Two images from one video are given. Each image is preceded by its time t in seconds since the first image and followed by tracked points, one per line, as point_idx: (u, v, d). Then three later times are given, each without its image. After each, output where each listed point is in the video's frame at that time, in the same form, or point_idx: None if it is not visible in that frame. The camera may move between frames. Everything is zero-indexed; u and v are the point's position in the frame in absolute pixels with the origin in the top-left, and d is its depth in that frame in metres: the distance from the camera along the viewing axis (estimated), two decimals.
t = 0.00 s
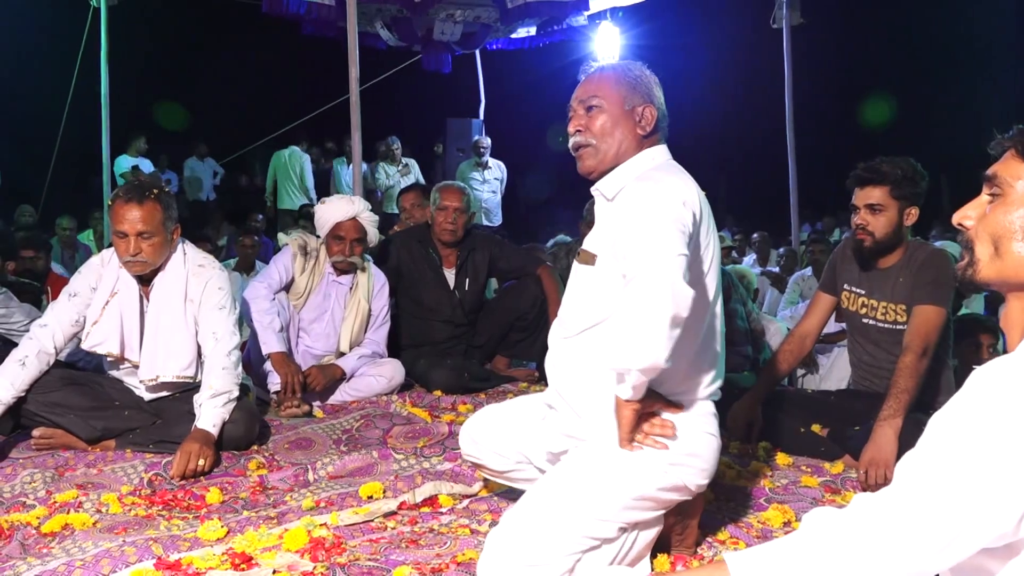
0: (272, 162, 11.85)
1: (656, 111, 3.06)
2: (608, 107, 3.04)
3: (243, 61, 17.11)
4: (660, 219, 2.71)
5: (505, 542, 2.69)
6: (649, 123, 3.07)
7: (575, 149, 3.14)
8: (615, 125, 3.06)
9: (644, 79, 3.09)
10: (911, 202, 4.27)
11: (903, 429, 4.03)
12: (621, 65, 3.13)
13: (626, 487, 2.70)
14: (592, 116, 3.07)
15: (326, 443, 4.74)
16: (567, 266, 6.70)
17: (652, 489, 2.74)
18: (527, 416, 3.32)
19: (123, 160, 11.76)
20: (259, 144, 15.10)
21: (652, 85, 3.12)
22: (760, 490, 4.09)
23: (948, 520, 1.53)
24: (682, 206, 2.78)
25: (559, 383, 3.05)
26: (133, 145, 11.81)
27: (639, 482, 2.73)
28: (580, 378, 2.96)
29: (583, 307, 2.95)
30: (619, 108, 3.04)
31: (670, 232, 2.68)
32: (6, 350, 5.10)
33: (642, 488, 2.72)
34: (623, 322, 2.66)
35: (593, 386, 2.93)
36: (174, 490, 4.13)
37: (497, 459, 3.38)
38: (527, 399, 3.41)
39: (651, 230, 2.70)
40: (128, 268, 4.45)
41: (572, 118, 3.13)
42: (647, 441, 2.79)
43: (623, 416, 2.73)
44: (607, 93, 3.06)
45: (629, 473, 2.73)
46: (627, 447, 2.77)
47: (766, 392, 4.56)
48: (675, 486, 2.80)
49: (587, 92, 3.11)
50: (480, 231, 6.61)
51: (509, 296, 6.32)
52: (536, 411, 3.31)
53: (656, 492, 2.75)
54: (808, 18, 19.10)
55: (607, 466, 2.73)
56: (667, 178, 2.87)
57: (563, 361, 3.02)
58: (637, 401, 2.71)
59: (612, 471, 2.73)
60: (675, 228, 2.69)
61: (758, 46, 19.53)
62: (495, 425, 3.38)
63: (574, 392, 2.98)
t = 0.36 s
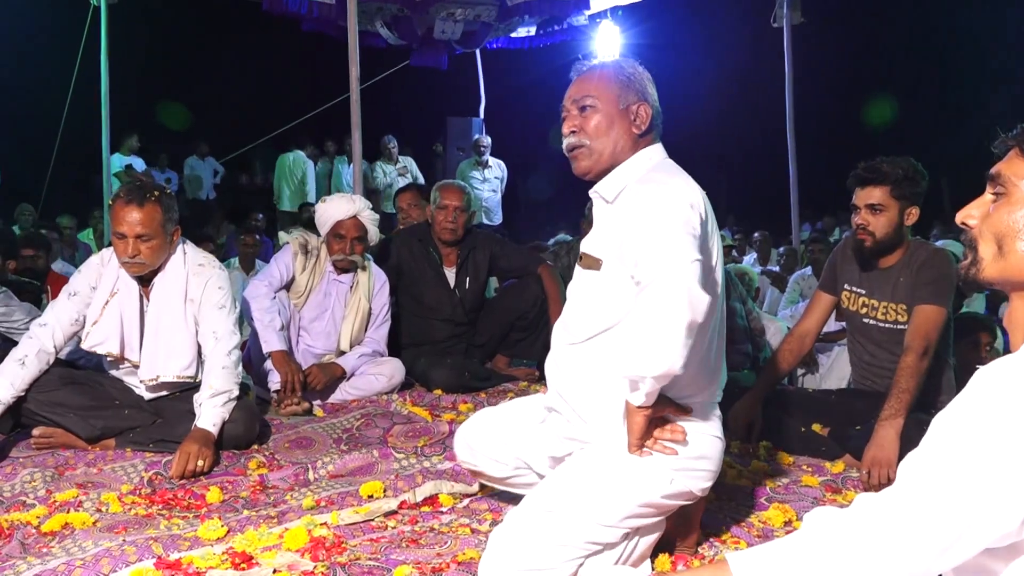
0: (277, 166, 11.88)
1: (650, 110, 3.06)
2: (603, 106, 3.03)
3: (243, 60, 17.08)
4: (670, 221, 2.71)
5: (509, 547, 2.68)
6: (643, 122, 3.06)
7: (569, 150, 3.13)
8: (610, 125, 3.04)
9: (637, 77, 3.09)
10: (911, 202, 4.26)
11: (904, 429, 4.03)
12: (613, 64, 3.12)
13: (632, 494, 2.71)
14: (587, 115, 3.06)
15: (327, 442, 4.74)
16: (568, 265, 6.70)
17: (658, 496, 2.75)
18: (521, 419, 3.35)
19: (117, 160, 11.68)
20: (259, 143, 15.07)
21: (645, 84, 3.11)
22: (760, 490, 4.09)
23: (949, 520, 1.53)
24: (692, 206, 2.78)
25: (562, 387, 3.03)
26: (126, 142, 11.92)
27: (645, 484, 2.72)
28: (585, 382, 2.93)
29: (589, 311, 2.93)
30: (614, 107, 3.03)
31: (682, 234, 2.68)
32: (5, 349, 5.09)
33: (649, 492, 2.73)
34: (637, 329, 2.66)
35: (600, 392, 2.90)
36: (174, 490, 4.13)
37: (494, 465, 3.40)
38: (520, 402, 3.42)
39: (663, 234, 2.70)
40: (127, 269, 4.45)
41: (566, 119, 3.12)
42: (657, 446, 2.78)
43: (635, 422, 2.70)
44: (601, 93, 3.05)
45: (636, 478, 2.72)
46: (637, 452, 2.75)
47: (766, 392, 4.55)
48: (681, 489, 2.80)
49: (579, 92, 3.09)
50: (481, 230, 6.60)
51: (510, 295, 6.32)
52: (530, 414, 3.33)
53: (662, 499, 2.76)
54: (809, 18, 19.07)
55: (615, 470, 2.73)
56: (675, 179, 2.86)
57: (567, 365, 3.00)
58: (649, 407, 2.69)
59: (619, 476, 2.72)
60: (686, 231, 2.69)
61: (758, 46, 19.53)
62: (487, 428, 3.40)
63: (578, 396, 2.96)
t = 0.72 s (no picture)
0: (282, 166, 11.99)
1: (629, 124, 2.84)
2: (582, 129, 2.78)
3: (241, 58, 17.07)
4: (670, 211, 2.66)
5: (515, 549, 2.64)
6: (624, 138, 2.84)
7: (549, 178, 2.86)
8: (592, 147, 2.80)
9: (609, 88, 2.85)
10: (909, 201, 4.26)
11: (905, 427, 4.03)
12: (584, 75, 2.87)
13: (645, 504, 2.70)
14: (564, 141, 2.79)
15: (325, 441, 4.73)
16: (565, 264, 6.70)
17: (670, 504, 2.74)
18: (506, 439, 3.21)
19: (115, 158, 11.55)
20: (257, 142, 15.05)
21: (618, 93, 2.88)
22: (759, 488, 4.09)
23: (948, 518, 1.53)
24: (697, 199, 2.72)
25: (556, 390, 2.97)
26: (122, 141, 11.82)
27: (661, 493, 2.72)
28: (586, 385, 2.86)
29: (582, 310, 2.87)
30: (595, 128, 2.79)
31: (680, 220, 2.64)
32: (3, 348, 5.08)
33: (662, 503, 2.72)
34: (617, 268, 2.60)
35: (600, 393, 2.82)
36: (173, 489, 4.12)
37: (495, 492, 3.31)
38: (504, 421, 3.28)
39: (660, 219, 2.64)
40: (124, 269, 4.43)
41: (540, 144, 2.83)
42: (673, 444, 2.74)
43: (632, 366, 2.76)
44: (579, 115, 2.78)
45: (649, 479, 2.71)
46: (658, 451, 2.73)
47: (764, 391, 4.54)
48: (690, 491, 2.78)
49: (552, 111, 2.81)
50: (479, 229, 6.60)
51: (507, 294, 6.31)
52: (516, 433, 3.18)
53: (673, 507, 2.76)
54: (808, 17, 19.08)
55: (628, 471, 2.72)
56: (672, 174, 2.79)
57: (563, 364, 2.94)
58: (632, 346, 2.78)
59: (637, 476, 2.71)
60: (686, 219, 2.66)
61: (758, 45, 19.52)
62: (471, 457, 3.30)
63: (577, 398, 2.88)
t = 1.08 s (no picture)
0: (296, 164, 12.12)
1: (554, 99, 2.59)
2: (501, 100, 2.52)
3: (243, 56, 17.08)
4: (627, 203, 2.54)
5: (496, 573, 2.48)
6: (547, 114, 2.60)
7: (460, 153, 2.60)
8: (512, 120, 2.54)
9: (534, 55, 2.60)
10: (913, 201, 4.26)
11: (909, 428, 4.03)
12: (507, 39, 2.59)
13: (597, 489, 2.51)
14: (479, 113, 2.53)
15: (327, 439, 4.73)
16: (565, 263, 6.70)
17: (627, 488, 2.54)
18: (450, 476, 2.83)
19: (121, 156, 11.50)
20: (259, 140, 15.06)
21: (543, 61, 2.62)
22: (761, 488, 4.08)
23: (955, 519, 1.53)
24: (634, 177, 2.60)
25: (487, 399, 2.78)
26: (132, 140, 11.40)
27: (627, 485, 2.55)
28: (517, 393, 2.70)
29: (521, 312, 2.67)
30: (515, 99, 2.53)
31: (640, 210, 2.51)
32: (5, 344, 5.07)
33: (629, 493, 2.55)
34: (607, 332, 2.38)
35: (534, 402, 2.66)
36: (175, 486, 4.12)
37: (447, 546, 2.83)
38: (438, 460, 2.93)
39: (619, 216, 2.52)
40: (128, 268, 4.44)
41: (453, 114, 2.56)
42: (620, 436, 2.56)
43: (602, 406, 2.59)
44: (499, 85, 2.53)
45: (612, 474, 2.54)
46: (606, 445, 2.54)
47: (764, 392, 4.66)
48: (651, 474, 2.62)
49: (470, 77, 2.54)
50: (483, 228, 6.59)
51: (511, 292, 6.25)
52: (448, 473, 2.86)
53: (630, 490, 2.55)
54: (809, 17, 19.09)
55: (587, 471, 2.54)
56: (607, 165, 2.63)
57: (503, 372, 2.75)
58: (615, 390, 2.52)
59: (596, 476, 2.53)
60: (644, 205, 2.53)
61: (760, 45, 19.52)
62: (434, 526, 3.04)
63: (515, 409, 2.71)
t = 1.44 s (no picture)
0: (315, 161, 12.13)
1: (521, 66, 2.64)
2: (471, 59, 2.54)
3: (250, 56, 17.10)
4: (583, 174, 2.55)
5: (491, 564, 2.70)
6: (513, 79, 2.64)
7: (426, 114, 2.60)
8: (480, 80, 2.56)
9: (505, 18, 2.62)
10: (923, 204, 4.25)
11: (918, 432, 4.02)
12: None
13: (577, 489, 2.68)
14: (448, 70, 2.54)
15: (334, 440, 4.73)
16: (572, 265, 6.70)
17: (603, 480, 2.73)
18: (426, 491, 3.12)
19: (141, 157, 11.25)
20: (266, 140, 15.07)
21: (511, 22, 2.65)
22: (769, 491, 4.07)
23: (965, 524, 1.52)
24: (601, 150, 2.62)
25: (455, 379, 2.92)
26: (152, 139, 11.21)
27: (597, 477, 2.72)
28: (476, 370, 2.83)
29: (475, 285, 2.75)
30: (487, 63, 2.56)
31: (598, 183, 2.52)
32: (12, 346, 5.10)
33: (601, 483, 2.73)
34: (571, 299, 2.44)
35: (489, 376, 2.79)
36: (182, 487, 4.13)
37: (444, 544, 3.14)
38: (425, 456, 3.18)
39: (575, 191, 2.53)
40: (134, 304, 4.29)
41: (419, 74, 2.56)
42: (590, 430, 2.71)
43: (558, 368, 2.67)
44: (467, 44, 2.54)
45: (581, 468, 2.70)
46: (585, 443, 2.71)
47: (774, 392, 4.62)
48: (621, 456, 2.81)
49: (437, 37, 2.54)
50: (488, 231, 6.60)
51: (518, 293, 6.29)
52: (437, 461, 3.12)
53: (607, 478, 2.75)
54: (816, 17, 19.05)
55: (558, 465, 2.69)
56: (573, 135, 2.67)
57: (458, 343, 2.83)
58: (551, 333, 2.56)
59: (567, 471, 2.69)
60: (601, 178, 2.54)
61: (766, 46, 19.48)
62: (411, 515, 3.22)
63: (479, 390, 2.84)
